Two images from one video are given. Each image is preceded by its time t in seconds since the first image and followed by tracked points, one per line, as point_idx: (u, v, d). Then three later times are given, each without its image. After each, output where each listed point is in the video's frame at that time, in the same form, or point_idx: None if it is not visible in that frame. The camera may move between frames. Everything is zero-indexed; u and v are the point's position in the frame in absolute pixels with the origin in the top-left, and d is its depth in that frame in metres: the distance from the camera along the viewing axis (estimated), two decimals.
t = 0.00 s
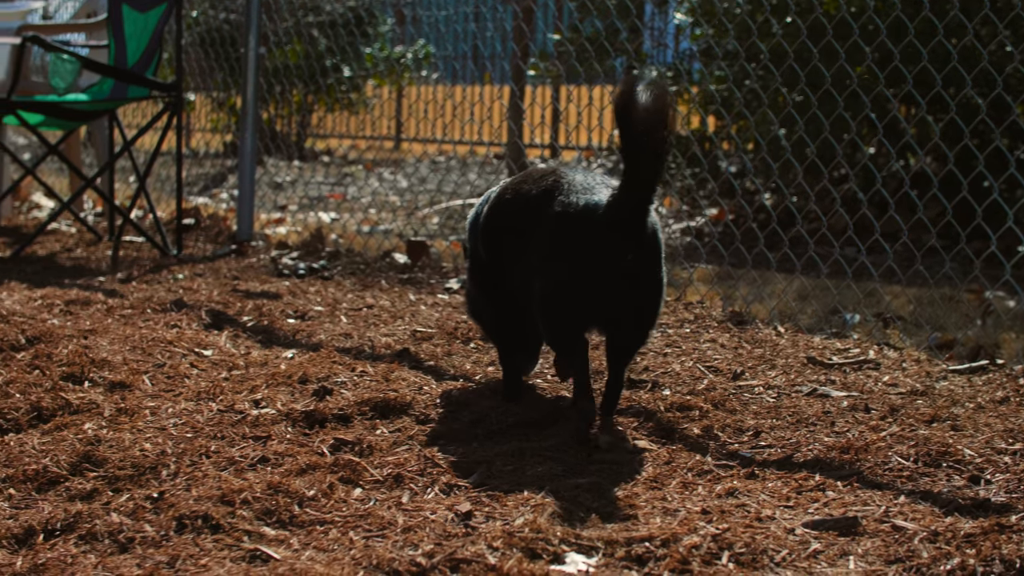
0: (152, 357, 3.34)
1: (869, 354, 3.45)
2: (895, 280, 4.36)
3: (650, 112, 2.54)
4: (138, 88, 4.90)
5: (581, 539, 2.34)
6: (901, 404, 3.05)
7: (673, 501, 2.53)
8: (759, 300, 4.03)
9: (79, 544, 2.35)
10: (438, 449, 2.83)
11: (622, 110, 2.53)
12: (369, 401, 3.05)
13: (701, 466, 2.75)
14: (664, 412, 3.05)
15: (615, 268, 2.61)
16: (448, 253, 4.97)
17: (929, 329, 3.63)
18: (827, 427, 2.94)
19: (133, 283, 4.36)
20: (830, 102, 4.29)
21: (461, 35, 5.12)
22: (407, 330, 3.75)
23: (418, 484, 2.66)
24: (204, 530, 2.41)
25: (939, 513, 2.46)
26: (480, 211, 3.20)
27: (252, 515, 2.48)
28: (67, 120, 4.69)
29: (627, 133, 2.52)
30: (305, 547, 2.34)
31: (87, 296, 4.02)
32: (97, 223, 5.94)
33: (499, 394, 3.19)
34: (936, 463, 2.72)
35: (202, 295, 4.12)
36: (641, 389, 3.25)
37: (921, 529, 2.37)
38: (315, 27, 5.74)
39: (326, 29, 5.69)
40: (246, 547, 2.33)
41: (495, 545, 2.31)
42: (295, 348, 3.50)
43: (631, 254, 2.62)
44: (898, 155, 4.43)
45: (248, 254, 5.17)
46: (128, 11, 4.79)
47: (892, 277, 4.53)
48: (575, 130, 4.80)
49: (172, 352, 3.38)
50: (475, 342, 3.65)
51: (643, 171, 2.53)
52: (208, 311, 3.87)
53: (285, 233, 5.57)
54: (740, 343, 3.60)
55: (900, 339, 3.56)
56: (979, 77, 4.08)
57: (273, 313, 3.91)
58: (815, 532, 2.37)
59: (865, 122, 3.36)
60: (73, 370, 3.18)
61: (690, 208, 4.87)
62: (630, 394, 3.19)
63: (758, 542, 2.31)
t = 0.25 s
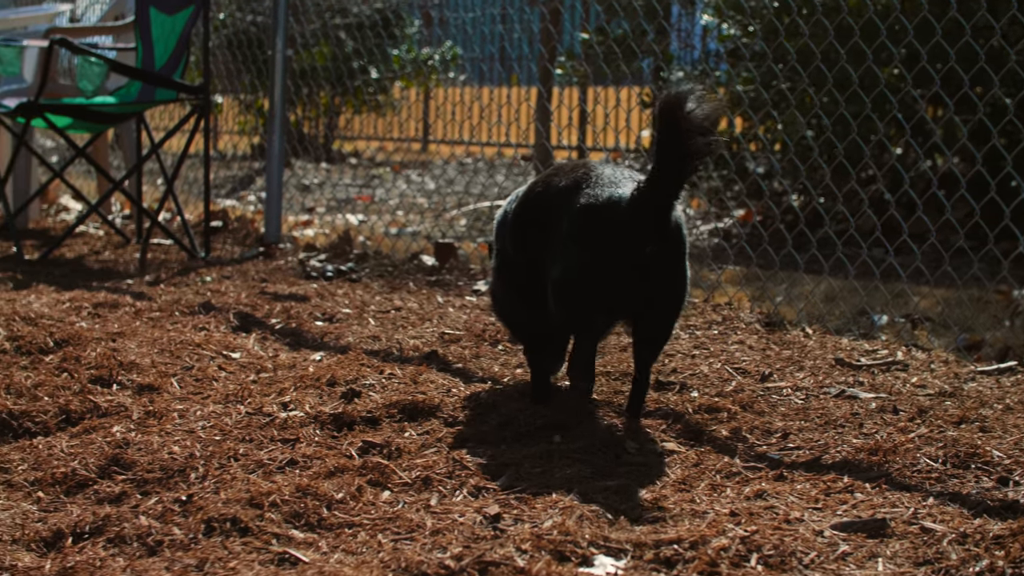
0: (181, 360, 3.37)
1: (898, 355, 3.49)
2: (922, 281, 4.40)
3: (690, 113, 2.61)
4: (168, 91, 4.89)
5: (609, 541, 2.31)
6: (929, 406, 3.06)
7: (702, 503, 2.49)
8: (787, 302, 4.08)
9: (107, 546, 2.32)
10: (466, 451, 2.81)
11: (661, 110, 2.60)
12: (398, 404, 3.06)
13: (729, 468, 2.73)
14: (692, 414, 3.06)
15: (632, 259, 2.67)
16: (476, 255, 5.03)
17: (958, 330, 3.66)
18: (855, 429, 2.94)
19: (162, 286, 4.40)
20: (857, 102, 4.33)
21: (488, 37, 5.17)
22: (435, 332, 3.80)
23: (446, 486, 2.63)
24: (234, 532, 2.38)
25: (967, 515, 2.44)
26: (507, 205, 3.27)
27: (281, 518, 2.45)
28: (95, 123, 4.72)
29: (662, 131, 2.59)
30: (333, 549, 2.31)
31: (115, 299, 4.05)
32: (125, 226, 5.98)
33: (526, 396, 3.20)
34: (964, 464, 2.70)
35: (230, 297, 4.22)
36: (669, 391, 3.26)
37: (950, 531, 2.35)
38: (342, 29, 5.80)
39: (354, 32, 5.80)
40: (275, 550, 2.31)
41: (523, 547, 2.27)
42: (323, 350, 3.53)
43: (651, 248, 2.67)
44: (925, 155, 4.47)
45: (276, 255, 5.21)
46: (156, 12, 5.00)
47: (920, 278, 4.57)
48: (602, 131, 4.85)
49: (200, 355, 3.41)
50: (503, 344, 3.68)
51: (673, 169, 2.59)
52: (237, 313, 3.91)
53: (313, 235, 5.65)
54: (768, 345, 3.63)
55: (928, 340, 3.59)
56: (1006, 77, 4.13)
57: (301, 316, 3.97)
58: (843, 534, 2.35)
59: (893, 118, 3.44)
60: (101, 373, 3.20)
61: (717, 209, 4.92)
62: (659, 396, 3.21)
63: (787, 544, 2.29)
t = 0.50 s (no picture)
0: (203, 366, 3.38)
1: (919, 360, 3.53)
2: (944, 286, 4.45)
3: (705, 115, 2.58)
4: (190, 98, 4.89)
5: (631, 547, 2.24)
6: (951, 410, 3.08)
7: (723, 509, 2.45)
8: (809, 306, 4.12)
9: (129, 554, 2.28)
10: (487, 457, 2.79)
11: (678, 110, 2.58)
12: (419, 409, 3.06)
13: (749, 473, 2.71)
14: (713, 419, 3.06)
15: (646, 260, 2.68)
16: (497, 261, 5.10)
17: (979, 335, 3.71)
18: (877, 434, 2.94)
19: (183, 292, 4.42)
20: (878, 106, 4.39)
21: (510, 42, 5.15)
22: (457, 338, 3.85)
23: (467, 492, 2.59)
24: (253, 539, 2.33)
25: (990, 520, 2.42)
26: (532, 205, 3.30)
27: (302, 523, 2.40)
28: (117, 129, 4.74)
29: (676, 133, 2.57)
30: (353, 555, 2.26)
31: (135, 305, 4.06)
32: (146, 233, 6.02)
33: (547, 402, 3.20)
34: (986, 469, 2.69)
35: (252, 303, 4.22)
36: (691, 396, 3.28)
37: (972, 536, 2.32)
38: (363, 35, 5.86)
39: (376, 38, 5.86)
40: (296, 556, 2.25)
41: (544, 553, 2.22)
42: (345, 356, 3.56)
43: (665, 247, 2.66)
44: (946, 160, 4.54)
45: (299, 262, 5.25)
46: (177, 18, 5.01)
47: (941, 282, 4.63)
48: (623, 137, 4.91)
49: (221, 361, 3.43)
50: (525, 350, 3.72)
51: (686, 172, 2.56)
52: (258, 320, 3.95)
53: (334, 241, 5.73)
54: (789, 350, 3.67)
55: (949, 345, 3.64)
56: None
57: (322, 322, 4.00)
58: (865, 539, 2.31)
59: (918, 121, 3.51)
60: (123, 379, 3.20)
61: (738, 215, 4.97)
62: (680, 401, 3.22)
63: (810, 550, 2.24)
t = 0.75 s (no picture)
0: (217, 374, 3.39)
1: (932, 368, 3.54)
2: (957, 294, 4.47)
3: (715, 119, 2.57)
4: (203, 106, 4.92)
5: (644, 555, 2.24)
6: (965, 418, 3.09)
7: (737, 516, 2.45)
8: (822, 313, 4.13)
9: (142, 562, 2.27)
10: (501, 465, 2.79)
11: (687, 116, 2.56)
12: (433, 418, 3.06)
13: (762, 481, 2.71)
14: (727, 427, 3.06)
15: (654, 263, 2.67)
16: (511, 268, 5.11)
17: (993, 343, 3.72)
18: (890, 442, 2.94)
19: (196, 300, 4.43)
20: (892, 114, 4.43)
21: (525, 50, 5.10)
22: (470, 346, 3.85)
23: (481, 500, 2.59)
24: (267, 547, 2.33)
25: (1003, 528, 2.42)
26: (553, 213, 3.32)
27: (315, 532, 2.40)
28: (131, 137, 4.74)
29: (685, 135, 2.56)
30: (368, 563, 2.25)
31: (149, 313, 4.06)
32: (160, 241, 6.04)
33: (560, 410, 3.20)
34: (1001, 477, 2.70)
35: (265, 311, 4.23)
36: (705, 404, 3.28)
37: (985, 544, 2.32)
38: (376, 43, 5.88)
39: (389, 46, 5.83)
40: (310, 564, 2.25)
41: (558, 561, 2.21)
42: (359, 364, 3.57)
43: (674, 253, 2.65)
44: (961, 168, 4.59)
45: (313, 270, 5.27)
46: (191, 26, 5.06)
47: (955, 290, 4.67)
48: (637, 144, 4.94)
49: (235, 369, 3.43)
50: (539, 358, 3.73)
51: (693, 175, 2.55)
52: (272, 327, 3.96)
53: (349, 248, 5.76)
54: (803, 358, 3.67)
55: (963, 353, 3.65)
56: None
57: (336, 330, 4.01)
58: (878, 547, 2.31)
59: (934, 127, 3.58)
60: (136, 388, 3.20)
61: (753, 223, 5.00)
62: (694, 409, 3.23)
63: (823, 558, 2.24)
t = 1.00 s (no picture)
0: (216, 381, 3.39)
1: (932, 374, 3.54)
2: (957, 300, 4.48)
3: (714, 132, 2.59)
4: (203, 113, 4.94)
5: (643, 561, 2.24)
6: (964, 424, 3.09)
7: (736, 523, 2.45)
8: (821, 320, 4.13)
9: (141, 568, 2.27)
10: (501, 471, 2.79)
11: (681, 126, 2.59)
12: (432, 425, 3.07)
13: (761, 487, 2.71)
14: (726, 434, 3.07)
15: (648, 272, 2.70)
16: (510, 275, 5.11)
17: (992, 349, 3.73)
18: (890, 448, 2.95)
19: (197, 307, 4.44)
20: (891, 120, 4.45)
21: (524, 57, 5.15)
22: (470, 353, 3.86)
23: (480, 507, 2.59)
24: (266, 554, 2.33)
25: (1002, 534, 2.42)
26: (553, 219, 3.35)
27: (314, 539, 2.40)
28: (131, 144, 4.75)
29: (682, 146, 2.59)
30: (367, 570, 2.25)
31: (149, 319, 4.07)
32: (159, 248, 6.05)
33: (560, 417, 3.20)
34: (1000, 483, 2.70)
35: (265, 318, 4.23)
36: (704, 411, 3.29)
37: (984, 550, 2.32)
38: (377, 49, 5.90)
39: (390, 52, 5.84)
40: (308, 571, 2.25)
41: (557, 568, 2.22)
42: (358, 371, 3.57)
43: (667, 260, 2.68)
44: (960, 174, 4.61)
45: (312, 276, 5.27)
46: (191, 33, 5.11)
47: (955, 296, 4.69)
48: (636, 151, 4.96)
49: (234, 377, 3.44)
50: (539, 365, 3.74)
51: (689, 186, 2.57)
52: (272, 334, 3.97)
53: (348, 254, 5.76)
54: (802, 364, 3.68)
55: (962, 359, 3.65)
56: None
57: (336, 337, 4.01)
58: (877, 553, 2.31)
59: (935, 133, 3.59)
60: (135, 395, 3.20)
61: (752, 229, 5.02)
62: (693, 415, 3.23)
63: (822, 564, 2.24)
